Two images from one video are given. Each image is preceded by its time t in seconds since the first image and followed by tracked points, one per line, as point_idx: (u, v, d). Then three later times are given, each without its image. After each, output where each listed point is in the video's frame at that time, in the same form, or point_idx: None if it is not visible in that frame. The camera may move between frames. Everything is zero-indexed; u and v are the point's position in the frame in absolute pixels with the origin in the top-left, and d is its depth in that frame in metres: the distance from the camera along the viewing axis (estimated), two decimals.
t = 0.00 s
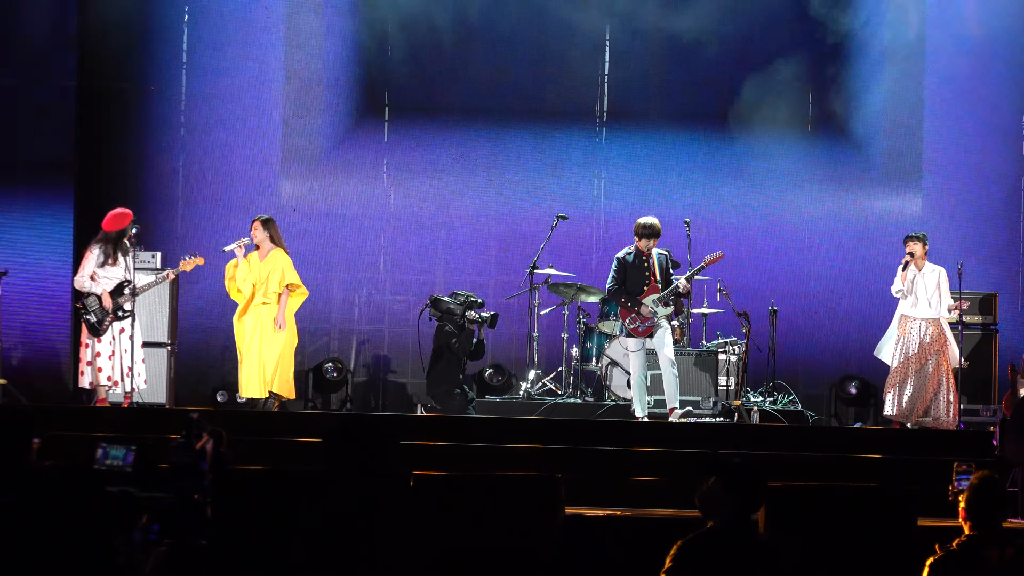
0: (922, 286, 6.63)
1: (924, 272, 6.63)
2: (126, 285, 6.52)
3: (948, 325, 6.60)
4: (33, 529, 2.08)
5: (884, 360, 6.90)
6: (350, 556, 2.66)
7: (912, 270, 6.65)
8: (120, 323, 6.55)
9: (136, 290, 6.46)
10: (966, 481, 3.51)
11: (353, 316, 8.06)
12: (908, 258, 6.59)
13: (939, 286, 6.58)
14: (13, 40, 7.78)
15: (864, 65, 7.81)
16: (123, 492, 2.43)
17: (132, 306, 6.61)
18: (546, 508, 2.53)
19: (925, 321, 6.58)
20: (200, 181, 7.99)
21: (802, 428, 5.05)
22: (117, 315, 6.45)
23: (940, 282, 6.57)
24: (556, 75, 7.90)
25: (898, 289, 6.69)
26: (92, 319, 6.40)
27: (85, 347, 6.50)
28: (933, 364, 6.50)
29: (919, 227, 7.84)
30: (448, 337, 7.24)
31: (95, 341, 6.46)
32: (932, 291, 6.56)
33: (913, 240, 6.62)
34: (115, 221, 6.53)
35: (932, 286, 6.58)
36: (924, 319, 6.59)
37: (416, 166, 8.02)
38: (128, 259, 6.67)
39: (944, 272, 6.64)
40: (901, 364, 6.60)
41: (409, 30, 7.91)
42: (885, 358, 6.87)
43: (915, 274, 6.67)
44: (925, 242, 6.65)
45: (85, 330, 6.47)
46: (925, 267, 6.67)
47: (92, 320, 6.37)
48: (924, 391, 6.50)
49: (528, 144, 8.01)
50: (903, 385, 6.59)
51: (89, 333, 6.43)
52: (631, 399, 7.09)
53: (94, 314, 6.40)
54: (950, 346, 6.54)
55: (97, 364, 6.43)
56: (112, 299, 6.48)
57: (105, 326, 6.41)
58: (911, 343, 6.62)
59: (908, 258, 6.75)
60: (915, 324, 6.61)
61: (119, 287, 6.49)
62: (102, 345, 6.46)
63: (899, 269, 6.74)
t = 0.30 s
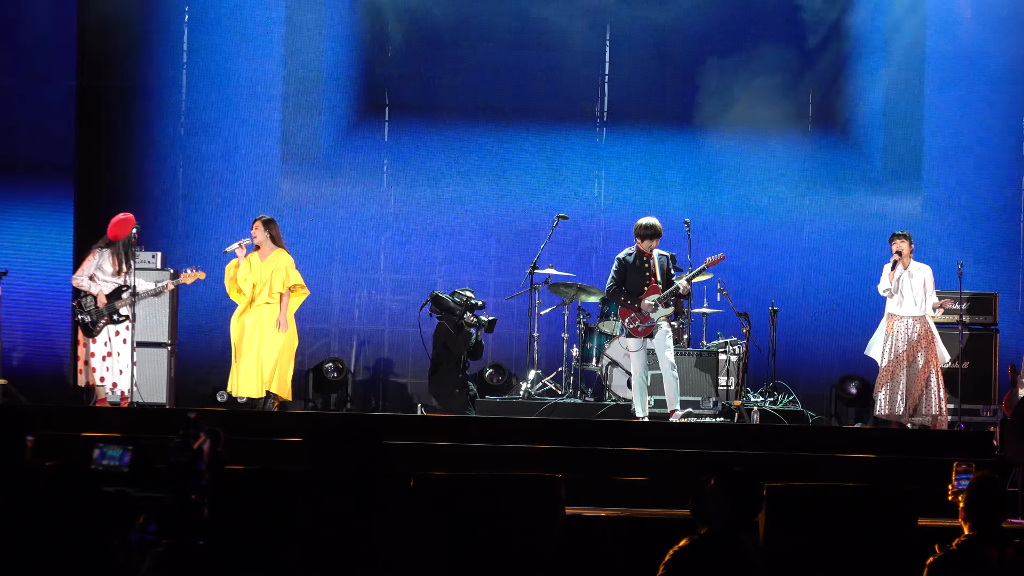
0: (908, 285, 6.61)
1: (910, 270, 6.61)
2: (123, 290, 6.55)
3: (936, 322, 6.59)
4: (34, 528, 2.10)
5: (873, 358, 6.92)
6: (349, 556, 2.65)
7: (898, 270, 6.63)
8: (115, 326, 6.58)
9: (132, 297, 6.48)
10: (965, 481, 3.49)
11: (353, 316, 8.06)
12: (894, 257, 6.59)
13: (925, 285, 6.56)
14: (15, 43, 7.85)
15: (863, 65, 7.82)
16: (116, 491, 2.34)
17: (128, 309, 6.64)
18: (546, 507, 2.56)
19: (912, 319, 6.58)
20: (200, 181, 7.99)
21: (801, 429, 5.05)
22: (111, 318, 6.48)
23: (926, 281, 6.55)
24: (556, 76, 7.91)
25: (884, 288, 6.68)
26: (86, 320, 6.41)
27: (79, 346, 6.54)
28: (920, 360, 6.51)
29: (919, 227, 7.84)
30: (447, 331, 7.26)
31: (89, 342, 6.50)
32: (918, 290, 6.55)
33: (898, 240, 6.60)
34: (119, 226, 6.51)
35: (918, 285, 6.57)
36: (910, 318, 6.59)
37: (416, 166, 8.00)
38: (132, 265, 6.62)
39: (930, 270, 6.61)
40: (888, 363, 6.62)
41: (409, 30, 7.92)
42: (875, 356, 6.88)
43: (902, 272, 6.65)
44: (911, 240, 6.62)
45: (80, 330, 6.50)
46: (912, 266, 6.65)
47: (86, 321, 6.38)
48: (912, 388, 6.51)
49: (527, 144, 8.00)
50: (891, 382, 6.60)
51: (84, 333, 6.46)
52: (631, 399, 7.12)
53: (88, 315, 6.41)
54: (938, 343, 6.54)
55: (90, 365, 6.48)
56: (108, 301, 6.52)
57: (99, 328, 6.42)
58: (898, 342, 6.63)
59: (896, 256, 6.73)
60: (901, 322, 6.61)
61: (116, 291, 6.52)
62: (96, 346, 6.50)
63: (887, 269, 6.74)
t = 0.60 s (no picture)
0: (901, 285, 6.61)
1: (903, 270, 6.59)
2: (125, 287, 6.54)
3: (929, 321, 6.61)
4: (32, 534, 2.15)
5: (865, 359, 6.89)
6: (345, 555, 2.66)
7: (892, 270, 6.61)
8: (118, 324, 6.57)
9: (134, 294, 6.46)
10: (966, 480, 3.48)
11: (353, 316, 8.06)
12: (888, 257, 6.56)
13: (918, 285, 6.56)
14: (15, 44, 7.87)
15: (863, 64, 7.82)
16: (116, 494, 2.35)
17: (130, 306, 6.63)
18: (546, 507, 2.54)
19: (906, 319, 6.57)
20: (200, 181, 7.99)
21: (801, 429, 5.04)
22: (115, 316, 6.48)
23: (920, 281, 6.55)
24: (555, 75, 7.92)
25: (877, 288, 6.67)
26: (90, 320, 6.40)
27: (82, 346, 6.52)
28: (915, 359, 6.51)
29: (920, 226, 7.83)
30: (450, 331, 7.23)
31: (92, 341, 6.50)
32: (911, 290, 6.54)
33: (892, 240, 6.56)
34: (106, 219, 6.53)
35: (910, 285, 6.57)
36: (904, 317, 6.58)
37: (416, 165, 8.01)
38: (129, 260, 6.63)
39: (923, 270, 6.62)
40: (881, 363, 6.61)
41: (409, 29, 7.92)
42: (866, 357, 6.86)
43: (896, 272, 6.63)
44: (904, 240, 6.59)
45: (82, 330, 6.47)
46: (905, 265, 6.64)
47: (90, 321, 6.37)
48: (907, 388, 6.50)
49: (528, 143, 8.00)
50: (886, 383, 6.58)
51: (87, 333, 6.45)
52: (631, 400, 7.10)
53: (92, 315, 6.41)
54: (931, 341, 6.55)
55: (93, 365, 6.46)
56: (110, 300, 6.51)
57: (103, 327, 6.43)
58: (891, 342, 6.62)
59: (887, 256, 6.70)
60: (895, 322, 6.60)
61: (119, 289, 6.49)
62: (99, 346, 6.49)
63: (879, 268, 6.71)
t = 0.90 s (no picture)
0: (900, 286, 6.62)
1: (903, 270, 6.61)
2: (126, 282, 6.50)
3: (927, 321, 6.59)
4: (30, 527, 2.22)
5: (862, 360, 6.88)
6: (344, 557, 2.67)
7: (891, 270, 6.61)
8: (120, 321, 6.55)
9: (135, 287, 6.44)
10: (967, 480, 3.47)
11: (353, 315, 8.06)
12: (888, 257, 6.56)
13: (917, 285, 6.58)
14: (15, 44, 7.89)
15: (864, 64, 7.81)
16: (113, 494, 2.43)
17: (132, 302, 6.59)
18: (544, 507, 2.68)
19: (904, 319, 6.57)
20: (200, 180, 7.99)
21: (800, 429, 5.04)
22: (119, 313, 6.42)
23: (918, 281, 6.58)
24: (556, 75, 7.92)
25: (876, 288, 6.64)
26: (95, 319, 6.38)
27: (84, 346, 6.48)
28: (910, 358, 6.51)
29: (921, 226, 7.82)
30: (460, 332, 7.26)
31: (95, 340, 6.46)
32: (911, 290, 6.56)
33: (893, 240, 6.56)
34: (98, 216, 6.58)
35: (910, 285, 6.58)
36: (903, 318, 6.57)
37: (416, 165, 8.00)
38: (122, 255, 6.70)
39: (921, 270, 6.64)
40: (879, 363, 6.59)
41: (410, 29, 7.92)
42: (863, 357, 6.83)
43: (895, 272, 6.63)
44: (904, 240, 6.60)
45: (85, 330, 6.45)
46: (904, 266, 6.65)
47: (94, 320, 6.35)
48: (901, 388, 6.49)
49: (528, 142, 7.99)
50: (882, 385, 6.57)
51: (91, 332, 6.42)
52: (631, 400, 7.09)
53: (96, 314, 6.39)
54: (927, 342, 6.56)
55: (97, 364, 6.44)
56: (112, 297, 6.47)
57: (108, 325, 6.40)
58: (889, 342, 6.59)
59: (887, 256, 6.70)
60: (894, 322, 6.59)
61: (119, 285, 6.48)
62: (102, 344, 6.46)
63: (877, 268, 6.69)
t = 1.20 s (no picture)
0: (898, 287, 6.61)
1: (901, 272, 6.60)
2: (126, 281, 6.54)
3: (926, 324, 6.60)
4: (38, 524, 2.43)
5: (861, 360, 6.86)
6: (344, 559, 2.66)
7: (890, 271, 6.61)
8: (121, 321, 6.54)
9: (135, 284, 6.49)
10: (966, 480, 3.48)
11: (353, 315, 8.05)
12: (887, 258, 6.56)
13: (914, 287, 6.57)
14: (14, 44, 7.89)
15: (863, 64, 7.81)
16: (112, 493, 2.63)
17: (133, 302, 6.60)
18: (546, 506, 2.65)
19: (902, 321, 6.56)
20: (200, 180, 7.99)
21: (800, 429, 5.03)
22: (119, 313, 6.41)
23: (916, 283, 6.57)
24: (555, 74, 7.91)
25: (873, 289, 6.65)
26: (96, 319, 6.36)
27: (85, 347, 6.46)
28: (905, 361, 6.49)
29: (921, 226, 7.81)
30: (467, 338, 7.25)
31: (96, 341, 6.44)
32: (908, 292, 6.55)
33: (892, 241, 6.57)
34: (96, 216, 6.57)
35: (909, 286, 6.57)
36: (901, 319, 6.56)
37: (416, 165, 7.99)
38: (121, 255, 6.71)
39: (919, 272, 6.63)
40: (875, 364, 6.57)
41: (410, 29, 7.93)
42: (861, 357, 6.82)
43: (893, 274, 6.63)
44: (904, 242, 6.59)
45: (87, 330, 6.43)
46: (902, 267, 6.65)
47: (97, 320, 6.33)
48: (895, 388, 6.48)
49: (528, 142, 7.96)
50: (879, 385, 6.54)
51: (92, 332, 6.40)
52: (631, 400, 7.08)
53: (98, 314, 6.37)
54: (922, 345, 6.54)
55: (98, 364, 6.42)
56: (113, 297, 6.48)
57: (110, 325, 6.39)
58: (886, 343, 6.57)
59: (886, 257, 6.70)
60: (891, 324, 6.58)
61: (120, 284, 6.50)
62: (103, 345, 6.45)
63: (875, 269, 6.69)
